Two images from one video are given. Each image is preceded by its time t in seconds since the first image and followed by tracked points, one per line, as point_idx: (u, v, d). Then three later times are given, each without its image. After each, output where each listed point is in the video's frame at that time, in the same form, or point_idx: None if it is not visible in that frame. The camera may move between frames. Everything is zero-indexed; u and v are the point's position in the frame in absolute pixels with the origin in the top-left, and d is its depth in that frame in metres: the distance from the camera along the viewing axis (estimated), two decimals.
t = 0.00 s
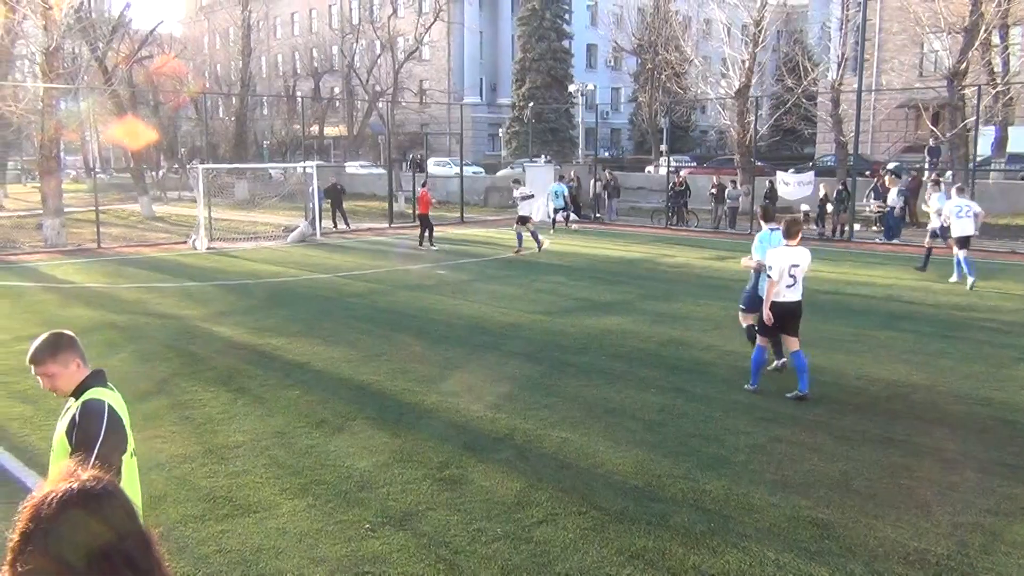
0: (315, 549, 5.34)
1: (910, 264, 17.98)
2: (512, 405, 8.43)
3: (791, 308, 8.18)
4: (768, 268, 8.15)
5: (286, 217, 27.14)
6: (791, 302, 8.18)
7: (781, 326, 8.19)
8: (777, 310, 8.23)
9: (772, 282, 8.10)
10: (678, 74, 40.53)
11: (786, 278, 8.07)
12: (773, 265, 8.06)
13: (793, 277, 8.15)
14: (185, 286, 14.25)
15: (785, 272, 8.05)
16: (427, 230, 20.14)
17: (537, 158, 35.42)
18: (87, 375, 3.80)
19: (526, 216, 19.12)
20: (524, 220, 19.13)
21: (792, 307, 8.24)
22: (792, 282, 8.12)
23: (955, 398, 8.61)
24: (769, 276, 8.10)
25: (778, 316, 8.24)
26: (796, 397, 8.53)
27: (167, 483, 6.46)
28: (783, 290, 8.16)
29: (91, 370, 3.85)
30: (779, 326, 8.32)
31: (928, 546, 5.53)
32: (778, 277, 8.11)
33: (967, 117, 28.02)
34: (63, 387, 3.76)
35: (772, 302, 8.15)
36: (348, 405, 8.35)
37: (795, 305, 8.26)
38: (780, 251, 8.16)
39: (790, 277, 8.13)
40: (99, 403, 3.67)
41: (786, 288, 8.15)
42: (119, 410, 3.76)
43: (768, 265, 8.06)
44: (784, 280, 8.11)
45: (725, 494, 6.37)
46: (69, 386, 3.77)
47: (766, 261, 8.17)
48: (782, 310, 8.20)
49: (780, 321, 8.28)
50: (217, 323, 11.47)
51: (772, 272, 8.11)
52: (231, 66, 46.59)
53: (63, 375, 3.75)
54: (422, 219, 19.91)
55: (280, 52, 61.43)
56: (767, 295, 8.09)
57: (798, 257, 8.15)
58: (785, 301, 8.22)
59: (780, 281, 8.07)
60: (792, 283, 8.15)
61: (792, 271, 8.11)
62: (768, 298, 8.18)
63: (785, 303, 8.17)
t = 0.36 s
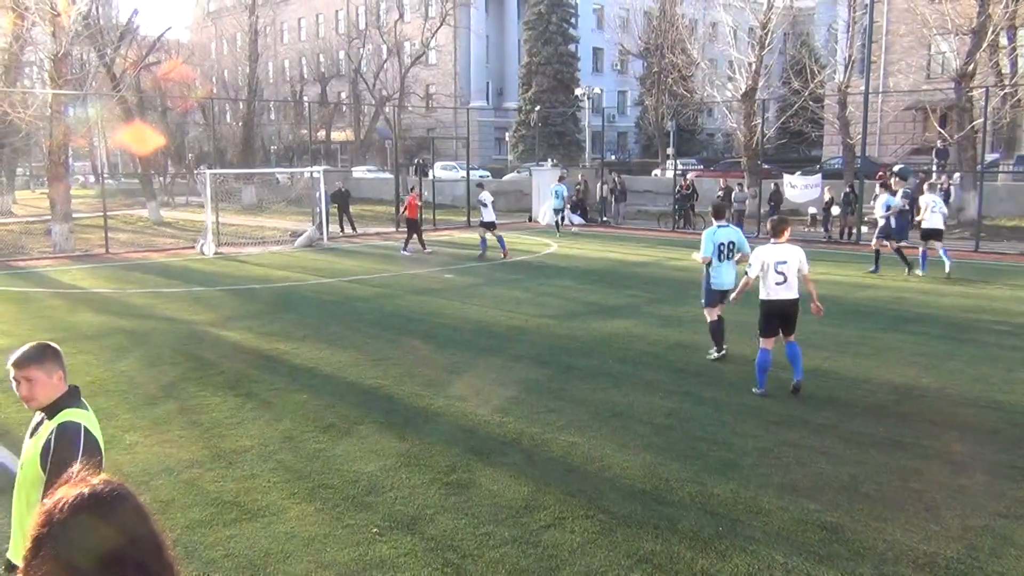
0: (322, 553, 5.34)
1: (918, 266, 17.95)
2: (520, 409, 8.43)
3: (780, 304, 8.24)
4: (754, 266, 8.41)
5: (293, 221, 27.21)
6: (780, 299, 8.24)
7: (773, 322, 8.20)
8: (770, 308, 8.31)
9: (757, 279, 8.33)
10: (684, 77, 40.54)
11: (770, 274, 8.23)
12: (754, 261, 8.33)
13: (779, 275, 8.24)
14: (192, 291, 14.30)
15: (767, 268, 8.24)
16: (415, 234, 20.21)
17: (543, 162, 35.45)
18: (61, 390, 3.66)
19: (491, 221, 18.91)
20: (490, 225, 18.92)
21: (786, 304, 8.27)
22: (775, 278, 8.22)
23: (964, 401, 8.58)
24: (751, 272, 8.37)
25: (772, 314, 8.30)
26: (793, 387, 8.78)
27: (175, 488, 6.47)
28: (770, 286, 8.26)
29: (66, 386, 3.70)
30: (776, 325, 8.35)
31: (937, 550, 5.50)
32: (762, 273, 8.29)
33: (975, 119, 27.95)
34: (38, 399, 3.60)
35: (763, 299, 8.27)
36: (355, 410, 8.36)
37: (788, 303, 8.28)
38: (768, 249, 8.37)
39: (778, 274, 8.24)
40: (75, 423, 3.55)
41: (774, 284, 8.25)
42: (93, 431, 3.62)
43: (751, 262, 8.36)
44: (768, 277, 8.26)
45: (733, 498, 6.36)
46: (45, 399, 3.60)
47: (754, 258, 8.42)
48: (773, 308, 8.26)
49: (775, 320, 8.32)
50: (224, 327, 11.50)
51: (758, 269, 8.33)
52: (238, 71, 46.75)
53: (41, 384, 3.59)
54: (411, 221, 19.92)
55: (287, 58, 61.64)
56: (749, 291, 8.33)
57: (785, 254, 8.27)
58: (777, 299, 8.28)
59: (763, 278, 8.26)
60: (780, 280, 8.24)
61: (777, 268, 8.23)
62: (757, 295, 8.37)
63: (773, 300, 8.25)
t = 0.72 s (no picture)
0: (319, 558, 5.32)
1: (915, 269, 17.97)
2: (518, 412, 8.41)
3: (779, 306, 8.25)
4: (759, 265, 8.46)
5: (291, 225, 27.21)
6: (780, 301, 8.25)
7: (773, 323, 8.18)
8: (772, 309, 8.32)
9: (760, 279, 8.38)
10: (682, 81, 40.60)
11: (771, 274, 8.26)
12: (760, 260, 8.37)
13: (782, 276, 8.25)
14: (190, 295, 14.27)
15: (770, 268, 8.27)
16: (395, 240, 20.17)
17: (541, 165, 35.48)
18: (34, 399, 3.55)
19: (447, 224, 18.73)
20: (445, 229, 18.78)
21: (787, 306, 8.27)
22: (778, 279, 8.24)
23: (960, 403, 8.58)
24: (755, 271, 8.43)
25: (773, 316, 8.30)
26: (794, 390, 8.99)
27: (172, 492, 6.45)
28: (773, 287, 8.29)
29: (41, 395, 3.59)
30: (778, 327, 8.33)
31: (936, 552, 5.49)
32: (765, 273, 8.33)
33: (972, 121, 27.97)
34: (12, 408, 3.51)
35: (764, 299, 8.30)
36: (353, 413, 8.35)
37: (792, 304, 8.28)
38: (775, 249, 8.40)
39: (781, 275, 8.26)
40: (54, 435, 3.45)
41: (775, 286, 8.27)
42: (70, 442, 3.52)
43: (756, 261, 8.40)
44: (771, 277, 8.28)
45: (732, 500, 6.34)
46: (19, 407, 3.51)
47: (761, 259, 8.46)
48: (773, 309, 8.28)
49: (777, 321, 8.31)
50: (222, 331, 11.48)
51: (761, 269, 8.37)
52: (236, 74, 46.73)
53: (14, 394, 3.50)
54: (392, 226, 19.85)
55: (285, 61, 61.69)
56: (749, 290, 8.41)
57: (790, 256, 8.27)
58: (780, 300, 8.29)
59: (765, 277, 8.30)
60: (781, 282, 8.25)
61: (780, 269, 8.25)
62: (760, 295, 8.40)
63: (772, 301, 8.27)
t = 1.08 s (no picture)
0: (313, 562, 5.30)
1: (907, 271, 18.03)
2: (512, 415, 8.40)
3: (791, 307, 8.25)
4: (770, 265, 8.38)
5: (284, 229, 27.16)
6: (792, 302, 8.26)
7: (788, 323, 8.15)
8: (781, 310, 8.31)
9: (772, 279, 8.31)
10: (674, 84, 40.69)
11: (786, 276, 8.23)
12: (774, 261, 8.29)
13: (796, 277, 8.26)
14: (183, 299, 14.21)
15: (785, 269, 8.23)
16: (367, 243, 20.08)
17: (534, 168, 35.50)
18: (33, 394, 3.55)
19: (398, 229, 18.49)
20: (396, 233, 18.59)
21: (797, 308, 8.29)
22: (792, 280, 8.24)
23: (952, 404, 8.59)
24: (769, 271, 8.32)
25: (782, 317, 8.29)
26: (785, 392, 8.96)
27: (165, 497, 6.43)
28: (786, 288, 8.26)
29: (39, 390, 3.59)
30: (783, 328, 8.34)
31: (930, 554, 5.50)
32: (778, 275, 8.28)
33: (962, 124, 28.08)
34: (11, 402, 3.52)
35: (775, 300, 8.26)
36: (346, 417, 8.33)
37: (801, 307, 8.32)
38: (785, 251, 8.39)
39: (794, 277, 8.26)
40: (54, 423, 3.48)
41: (788, 287, 8.25)
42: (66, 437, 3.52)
43: (769, 262, 8.32)
44: (785, 278, 8.25)
45: (725, 503, 6.34)
46: (18, 402, 3.53)
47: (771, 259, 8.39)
48: (784, 310, 8.26)
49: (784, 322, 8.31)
50: (215, 335, 11.44)
51: (775, 271, 8.30)
52: (228, 78, 46.67)
53: (14, 388, 3.52)
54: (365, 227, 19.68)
55: (278, 65, 61.61)
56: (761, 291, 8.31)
57: (802, 258, 8.29)
58: (790, 301, 8.29)
59: (780, 278, 8.24)
60: (794, 283, 8.26)
61: (795, 271, 8.26)
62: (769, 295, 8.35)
63: (786, 302, 8.25)
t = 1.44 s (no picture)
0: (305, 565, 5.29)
1: (898, 273, 18.10)
2: (505, 418, 8.40)
3: (801, 313, 8.41)
4: (784, 273, 8.36)
5: (276, 231, 27.09)
6: (802, 307, 8.41)
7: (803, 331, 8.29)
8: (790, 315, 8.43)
9: (788, 287, 8.33)
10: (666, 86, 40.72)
11: (802, 283, 8.30)
12: (790, 269, 8.28)
13: (807, 282, 8.40)
14: (175, 302, 14.16)
15: (800, 277, 8.30)
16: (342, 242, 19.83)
17: (526, 170, 35.56)
18: (45, 387, 3.69)
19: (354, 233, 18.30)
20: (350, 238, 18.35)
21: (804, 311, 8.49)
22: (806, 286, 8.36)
23: (944, 406, 8.62)
24: (786, 280, 8.30)
25: (791, 321, 8.44)
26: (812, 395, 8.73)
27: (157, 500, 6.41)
28: (798, 294, 8.37)
29: (50, 385, 3.72)
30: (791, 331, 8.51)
31: (922, 554, 5.52)
32: (792, 282, 8.33)
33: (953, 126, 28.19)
34: (22, 392, 3.65)
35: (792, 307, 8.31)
36: (340, 420, 8.31)
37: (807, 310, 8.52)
38: (794, 256, 8.42)
39: (804, 282, 8.38)
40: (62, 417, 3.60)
41: (800, 293, 8.36)
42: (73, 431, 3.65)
43: (785, 270, 8.29)
44: (800, 285, 8.33)
45: (719, 504, 6.35)
46: (28, 392, 3.65)
47: (784, 266, 8.36)
48: (795, 316, 8.39)
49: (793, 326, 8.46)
50: (207, 338, 11.41)
51: (791, 278, 8.31)
52: (220, 80, 46.58)
53: (25, 377, 3.65)
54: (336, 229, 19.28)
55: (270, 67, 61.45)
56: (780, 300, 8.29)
57: (811, 264, 8.41)
58: (799, 306, 8.44)
59: (797, 286, 8.29)
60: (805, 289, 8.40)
61: (807, 276, 8.36)
62: (783, 302, 8.39)
63: (799, 308, 8.38)
